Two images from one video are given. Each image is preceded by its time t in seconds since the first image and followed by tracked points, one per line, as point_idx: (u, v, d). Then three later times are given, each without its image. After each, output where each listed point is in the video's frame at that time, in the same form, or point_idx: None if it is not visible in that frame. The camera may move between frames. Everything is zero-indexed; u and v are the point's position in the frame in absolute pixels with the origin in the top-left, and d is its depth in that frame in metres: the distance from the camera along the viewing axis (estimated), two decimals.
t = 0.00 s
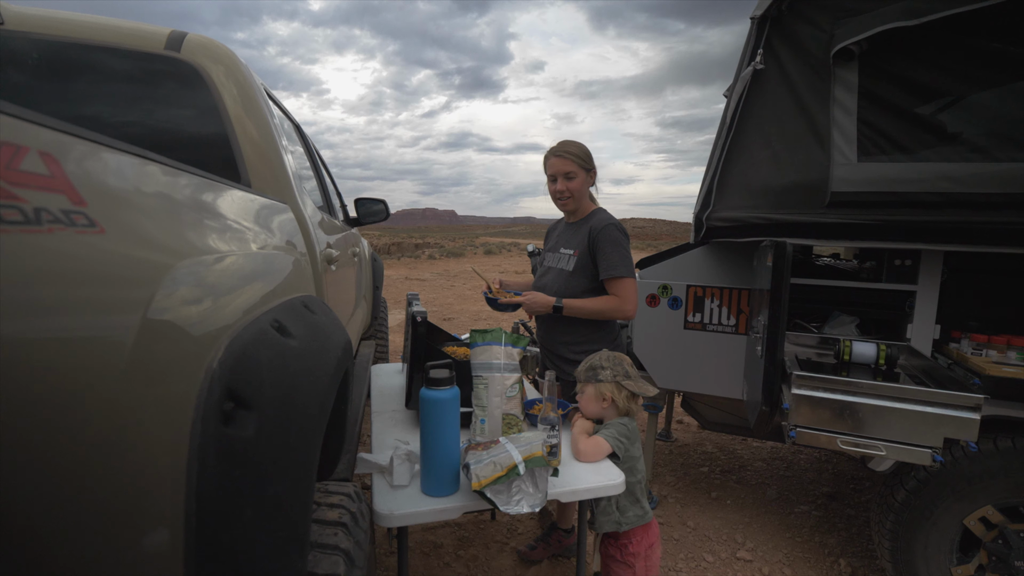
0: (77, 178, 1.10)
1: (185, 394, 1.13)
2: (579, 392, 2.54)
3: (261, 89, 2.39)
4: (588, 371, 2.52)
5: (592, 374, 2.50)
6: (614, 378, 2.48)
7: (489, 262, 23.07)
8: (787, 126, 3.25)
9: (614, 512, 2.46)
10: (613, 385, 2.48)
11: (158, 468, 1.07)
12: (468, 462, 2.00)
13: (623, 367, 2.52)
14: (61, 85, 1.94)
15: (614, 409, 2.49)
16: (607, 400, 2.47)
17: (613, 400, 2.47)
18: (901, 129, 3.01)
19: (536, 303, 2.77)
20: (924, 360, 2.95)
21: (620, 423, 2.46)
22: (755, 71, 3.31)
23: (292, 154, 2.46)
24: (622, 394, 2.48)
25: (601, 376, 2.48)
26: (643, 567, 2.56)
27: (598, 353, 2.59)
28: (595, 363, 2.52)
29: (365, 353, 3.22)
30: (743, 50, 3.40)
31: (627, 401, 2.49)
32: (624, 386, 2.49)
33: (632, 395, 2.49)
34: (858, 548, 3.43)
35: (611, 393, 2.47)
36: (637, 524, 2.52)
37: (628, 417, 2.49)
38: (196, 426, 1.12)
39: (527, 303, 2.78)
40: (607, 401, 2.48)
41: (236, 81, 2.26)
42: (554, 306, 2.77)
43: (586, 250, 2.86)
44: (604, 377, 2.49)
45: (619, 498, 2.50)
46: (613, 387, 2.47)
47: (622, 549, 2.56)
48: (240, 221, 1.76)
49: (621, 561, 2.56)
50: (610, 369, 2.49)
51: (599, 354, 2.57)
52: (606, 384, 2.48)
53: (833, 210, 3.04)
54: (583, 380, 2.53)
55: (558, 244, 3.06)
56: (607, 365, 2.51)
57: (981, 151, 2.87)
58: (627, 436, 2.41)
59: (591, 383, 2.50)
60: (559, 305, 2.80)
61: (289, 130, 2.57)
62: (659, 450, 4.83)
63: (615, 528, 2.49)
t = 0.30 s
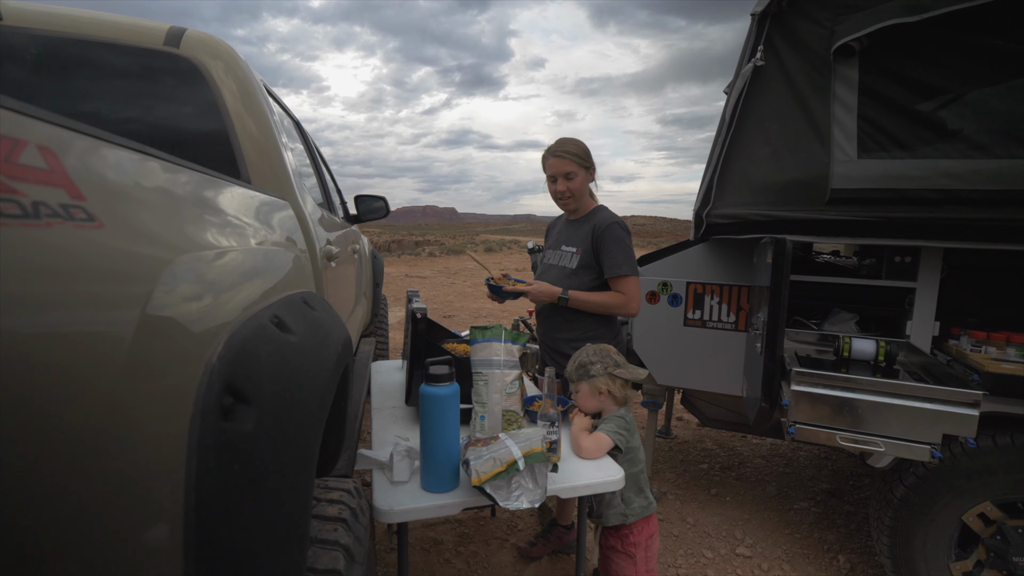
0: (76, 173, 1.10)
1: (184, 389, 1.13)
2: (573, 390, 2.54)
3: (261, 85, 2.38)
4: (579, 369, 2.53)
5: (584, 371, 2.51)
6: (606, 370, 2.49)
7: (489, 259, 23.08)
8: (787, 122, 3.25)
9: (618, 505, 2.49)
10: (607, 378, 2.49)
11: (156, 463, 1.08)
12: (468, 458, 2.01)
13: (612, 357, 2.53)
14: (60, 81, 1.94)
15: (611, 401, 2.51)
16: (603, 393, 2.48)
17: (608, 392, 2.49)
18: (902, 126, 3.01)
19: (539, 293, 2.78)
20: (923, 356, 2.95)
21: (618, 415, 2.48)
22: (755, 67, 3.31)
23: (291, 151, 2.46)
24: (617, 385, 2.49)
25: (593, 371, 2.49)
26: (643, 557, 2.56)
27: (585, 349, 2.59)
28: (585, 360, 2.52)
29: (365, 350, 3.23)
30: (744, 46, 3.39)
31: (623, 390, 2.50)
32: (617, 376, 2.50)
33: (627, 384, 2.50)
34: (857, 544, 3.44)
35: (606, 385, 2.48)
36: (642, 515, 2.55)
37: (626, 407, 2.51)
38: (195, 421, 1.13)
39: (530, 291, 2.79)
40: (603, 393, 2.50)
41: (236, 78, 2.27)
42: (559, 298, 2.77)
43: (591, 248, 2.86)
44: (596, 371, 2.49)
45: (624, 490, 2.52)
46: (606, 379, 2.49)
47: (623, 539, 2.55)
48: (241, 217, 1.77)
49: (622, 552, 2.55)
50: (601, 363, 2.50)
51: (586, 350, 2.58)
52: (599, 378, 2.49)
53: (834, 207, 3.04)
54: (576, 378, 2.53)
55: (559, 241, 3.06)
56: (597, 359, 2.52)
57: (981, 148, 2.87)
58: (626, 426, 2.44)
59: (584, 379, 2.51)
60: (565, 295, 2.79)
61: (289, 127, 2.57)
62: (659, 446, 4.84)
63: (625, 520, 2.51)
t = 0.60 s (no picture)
0: (72, 170, 1.10)
1: (181, 387, 1.13)
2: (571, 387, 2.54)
3: (258, 83, 2.38)
4: (576, 367, 2.53)
5: (581, 368, 2.51)
6: (602, 367, 2.50)
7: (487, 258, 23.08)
8: (784, 120, 3.26)
9: (620, 502, 2.49)
10: (604, 374, 2.49)
11: (152, 461, 1.08)
12: (466, 456, 2.02)
13: (609, 354, 2.54)
14: (56, 78, 1.94)
15: (609, 397, 2.51)
16: (600, 390, 2.49)
17: (605, 388, 2.49)
18: (898, 124, 3.01)
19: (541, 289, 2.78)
20: (920, 354, 2.96)
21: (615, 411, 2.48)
22: (753, 66, 3.31)
23: (289, 150, 2.46)
24: (614, 381, 2.50)
25: (590, 368, 2.49)
26: (643, 554, 2.57)
27: (581, 346, 2.59)
28: (581, 357, 2.53)
29: (364, 349, 3.23)
30: (741, 44, 3.40)
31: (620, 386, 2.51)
32: (614, 372, 2.50)
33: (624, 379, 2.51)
34: (854, 542, 3.45)
35: (603, 382, 2.48)
36: (643, 512, 2.56)
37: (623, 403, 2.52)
38: (192, 419, 1.13)
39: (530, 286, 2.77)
40: (600, 390, 2.50)
41: (234, 76, 2.26)
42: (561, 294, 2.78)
43: (591, 248, 2.86)
44: (592, 368, 2.49)
45: (625, 487, 2.52)
46: (603, 376, 2.49)
47: (622, 536, 2.56)
48: (238, 216, 1.77)
49: (622, 549, 2.56)
50: (597, 359, 2.51)
51: (582, 348, 2.58)
52: (596, 375, 2.49)
53: (830, 204, 3.04)
54: (573, 376, 2.53)
55: (559, 240, 3.06)
56: (593, 356, 2.52)
57: (978, 146, 2.88)
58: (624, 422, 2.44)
59: (581, 377, 2.51)
60: (566, 293, 2.80)
61: (287, 125, 2.56)
62: (657, 444, 4.85)
63: (626, 517, 2.52)
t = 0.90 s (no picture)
0: (68, 167, 1.10)
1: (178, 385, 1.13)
2: (570, 387, 2.55)
3: (256, 81, 2.37)
4: (575, 365, 2.53)
5: (581, 366, 2.51)
6: (603, 365, 2.50)
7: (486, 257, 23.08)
8: (783, 119, 3.26)
9: (618, 501, 2.49)
10: (604, 372, 2.50)
11: (149, 458, 1.08)
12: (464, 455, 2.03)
13: (609, 352, 2.54)
14: (53, 76, 1.94)
15: (608, 396, 2.52)
16: (599, 388, 2.49)
17: (605, 387, 2.50)
18: (896, 123, 3.02)
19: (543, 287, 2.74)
20: (918, 352, 2.96)
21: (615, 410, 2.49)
22: (752, 65, 3.31)
23: (287, 148, 2.45)
24: (614, 380, 2.50)
25: (590, 367, 2.50)
26: (640, 551, 2.57)
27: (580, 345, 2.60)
28: (581, 355, 2.53)
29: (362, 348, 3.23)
30: (740, 43, 3.40)
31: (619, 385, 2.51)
32: (614, 370, 2.51)
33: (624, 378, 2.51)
34: (852, 540, 3.45)
35: (603, 380, 2.49)
36: (642, 511, 2.56)
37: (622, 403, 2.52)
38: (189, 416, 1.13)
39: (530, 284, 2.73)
40: (600, 389, 2.51)
41: (232, 74, 2.26)
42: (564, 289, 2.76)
43: (590, 246, 2.85)
44: (593, 367, 2.50)
45: (623, 486, 2.51)
46: (603, 375, 2.49)
47: (619, 533, 2.56)
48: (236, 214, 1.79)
49: (619, 547, 2.56)
50: (597, 358, 2.51)
51: (582, 347, 2.58)
52: (596, 374, 2.50)
53: (829, 203, 3.04)
54: (572, 375, 2.53)
55: (557, 239, 3.06)
56: (593, 355, 2.52)
57: (976, 146, 2.88)
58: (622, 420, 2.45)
59: (581, 376, 2.51)
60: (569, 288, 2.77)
61: (285, 124, 2.56)
62: (656, 443, 4.85)
63: (625, 516, 2.51)
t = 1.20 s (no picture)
0: (67, 165, 1.10)
1: (176, 383, 1.14)
2: (577, 382, 2.54)
3: (255, 80, 2.37)
4: (587, 362, 2.52)
5: (593, 364, 2.50)
6: (615, 365, 2.50)
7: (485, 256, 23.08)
8: (781, 118, 3.26)
9: (620, 502, 2.49)
10: (615, 372, 2.50)
11: (147, 457, 1.08)
12: (463, 453, 2.04)
13: (621, 353, 2.54)
14: (51, 75, 1.95)
15: (615, 395, 2.53)
16: (608, 387, 2.50)
17: (614, 386, 2.51)
18: (895, 122, 3.02)
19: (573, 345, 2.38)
20: (916, 351, 2.97)
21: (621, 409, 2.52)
22: (750, 63, 3.31)
23: (286, 148, 2.44)
24: (623, 380, 2.51)
25: (602, 366, 2.49)
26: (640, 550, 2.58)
27: (592, 342, 2.58)
28: (594, 353, 2.51)
29: (361, 347, 3.23)
30: (739, 41, 3.40)
31: (628, 386, 2.52)
32: (625, 371, 2.51)
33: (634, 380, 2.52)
34: (851, 538, 3.46)
35: (614, 380, 2.49)
36: (642, 512, 2.56)
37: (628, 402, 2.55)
38: (188, 414, 1.14)
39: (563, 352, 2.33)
40: (608, 388, 2.52)
41: (230, 73, 2.25)
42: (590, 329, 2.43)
43: (587, 244, 2.85)
44: (606, 367, 2.49)
45: (625, 488, 2.51)
46: (614, 374, 2.50)
47: (620, 534, 2.56)
48: (235, 212, 1.80)
49: (620, 547, 2.56)
50: (610, 357, 2.50)
51: (593, 344, 2.56)
52: (607, 373, 2.50)
53: (827, 202, 3.04)
54: (582, 371, 2.52)
55: (554, 238, 3.05)
56: (606, 354, 2.51)
57: (974, 144, 2.88)
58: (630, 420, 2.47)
59: (591, 373, 2.51)
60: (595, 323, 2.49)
61: (284, 123, 2.55)
62: (654, 442, 4.85)
63: (626, 517, 2.52)
